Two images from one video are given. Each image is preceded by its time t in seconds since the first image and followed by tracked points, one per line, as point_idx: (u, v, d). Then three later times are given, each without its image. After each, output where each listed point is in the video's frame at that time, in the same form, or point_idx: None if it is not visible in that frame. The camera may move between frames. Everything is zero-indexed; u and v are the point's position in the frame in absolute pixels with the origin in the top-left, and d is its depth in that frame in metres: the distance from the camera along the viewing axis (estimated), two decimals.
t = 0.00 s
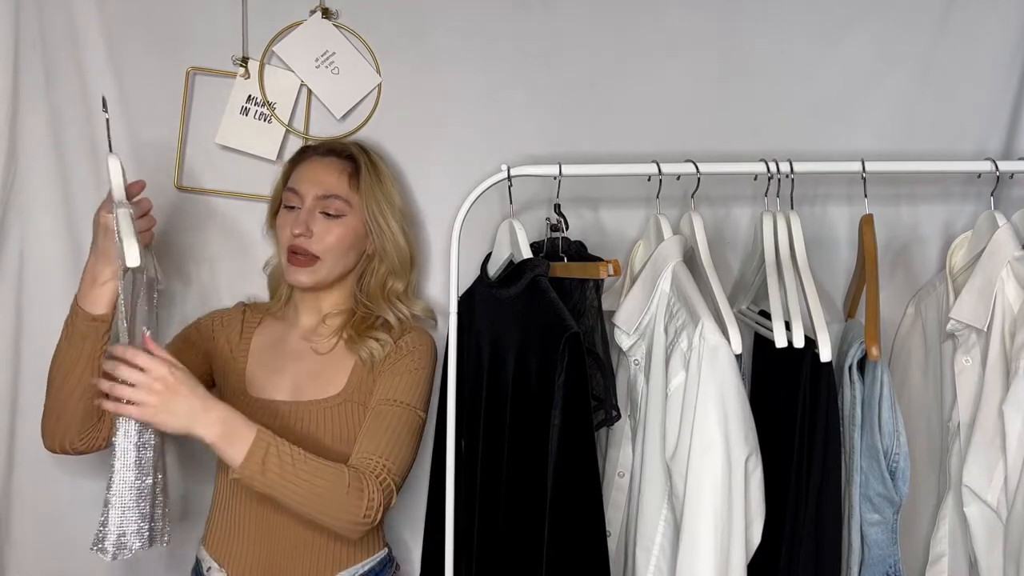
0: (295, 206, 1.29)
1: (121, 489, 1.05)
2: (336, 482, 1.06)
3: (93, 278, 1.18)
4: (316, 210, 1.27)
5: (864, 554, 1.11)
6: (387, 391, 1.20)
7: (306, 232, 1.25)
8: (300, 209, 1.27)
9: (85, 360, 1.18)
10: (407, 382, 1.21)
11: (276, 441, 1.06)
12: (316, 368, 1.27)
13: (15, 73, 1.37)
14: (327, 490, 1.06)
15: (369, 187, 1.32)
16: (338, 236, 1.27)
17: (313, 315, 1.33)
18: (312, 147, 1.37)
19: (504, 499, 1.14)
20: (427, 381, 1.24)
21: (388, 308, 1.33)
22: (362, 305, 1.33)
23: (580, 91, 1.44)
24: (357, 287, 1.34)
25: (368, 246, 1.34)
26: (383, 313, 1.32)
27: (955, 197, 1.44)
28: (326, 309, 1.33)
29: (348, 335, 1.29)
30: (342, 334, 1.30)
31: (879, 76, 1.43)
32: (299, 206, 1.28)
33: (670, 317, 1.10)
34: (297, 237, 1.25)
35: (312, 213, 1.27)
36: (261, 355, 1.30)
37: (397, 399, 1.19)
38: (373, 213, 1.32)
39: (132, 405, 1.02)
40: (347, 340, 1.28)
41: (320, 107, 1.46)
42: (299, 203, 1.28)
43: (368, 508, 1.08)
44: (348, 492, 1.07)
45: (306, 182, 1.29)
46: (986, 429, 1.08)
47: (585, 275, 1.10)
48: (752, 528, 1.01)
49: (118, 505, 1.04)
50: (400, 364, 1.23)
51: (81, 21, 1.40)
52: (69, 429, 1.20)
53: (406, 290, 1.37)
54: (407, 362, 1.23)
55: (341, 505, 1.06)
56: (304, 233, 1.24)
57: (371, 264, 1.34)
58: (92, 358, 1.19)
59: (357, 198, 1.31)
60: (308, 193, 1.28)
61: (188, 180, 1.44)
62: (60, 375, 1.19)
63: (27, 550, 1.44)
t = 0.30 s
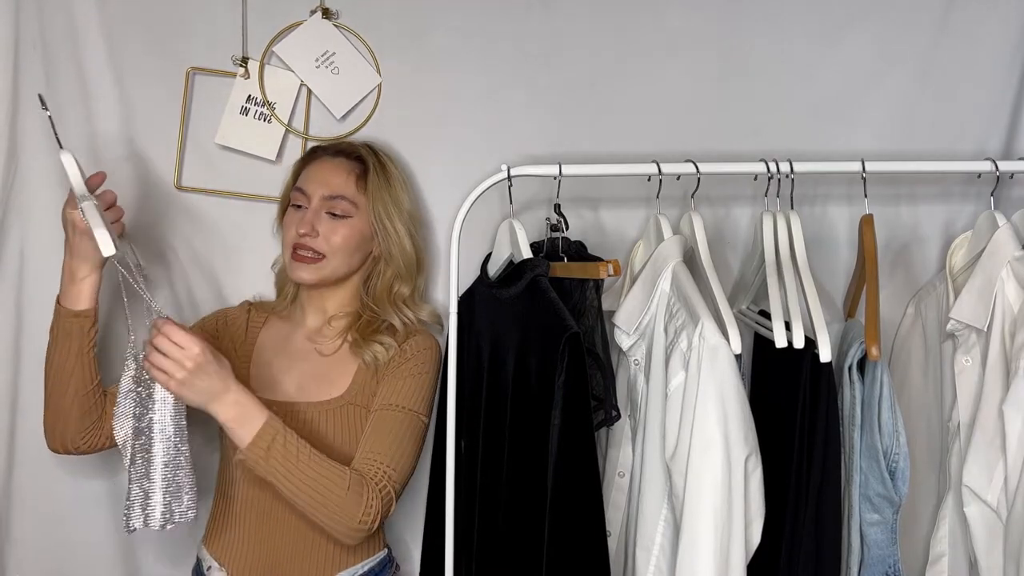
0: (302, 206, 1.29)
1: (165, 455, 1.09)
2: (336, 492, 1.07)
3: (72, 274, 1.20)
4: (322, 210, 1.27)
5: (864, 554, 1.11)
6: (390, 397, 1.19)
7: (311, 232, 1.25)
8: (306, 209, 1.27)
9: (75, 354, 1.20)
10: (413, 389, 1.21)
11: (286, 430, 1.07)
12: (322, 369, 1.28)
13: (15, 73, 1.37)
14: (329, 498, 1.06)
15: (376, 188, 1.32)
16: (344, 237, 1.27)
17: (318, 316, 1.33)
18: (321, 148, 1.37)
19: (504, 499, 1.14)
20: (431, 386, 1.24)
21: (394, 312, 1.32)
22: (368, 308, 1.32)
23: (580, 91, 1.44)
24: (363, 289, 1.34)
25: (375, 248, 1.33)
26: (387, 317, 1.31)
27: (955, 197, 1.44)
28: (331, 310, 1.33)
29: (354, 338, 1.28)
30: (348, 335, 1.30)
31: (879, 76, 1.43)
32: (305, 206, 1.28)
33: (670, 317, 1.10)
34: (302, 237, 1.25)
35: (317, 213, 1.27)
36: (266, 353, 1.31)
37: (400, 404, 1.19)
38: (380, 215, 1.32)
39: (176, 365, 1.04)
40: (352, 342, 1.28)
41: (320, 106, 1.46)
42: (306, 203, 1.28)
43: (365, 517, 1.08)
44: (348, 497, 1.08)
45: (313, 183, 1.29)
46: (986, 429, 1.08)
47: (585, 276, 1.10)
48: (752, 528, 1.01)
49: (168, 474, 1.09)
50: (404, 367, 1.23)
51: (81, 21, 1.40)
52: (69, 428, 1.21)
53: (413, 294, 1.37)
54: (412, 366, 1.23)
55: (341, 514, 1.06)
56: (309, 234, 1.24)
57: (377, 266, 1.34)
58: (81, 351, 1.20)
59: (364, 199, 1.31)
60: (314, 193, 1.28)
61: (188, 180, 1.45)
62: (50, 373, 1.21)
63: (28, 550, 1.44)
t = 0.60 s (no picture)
0: (302, 207, 1.29)
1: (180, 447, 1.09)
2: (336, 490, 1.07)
3: (81, 270, 1.20)
4: (322, 211, 1.27)
5: (864, 554, 1.11)
6: (391, 396, 1.19)
7: (312, 233, 1.25)
8: (307, 210, 1.28)
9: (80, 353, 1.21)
10: (414, 390, 1.21)
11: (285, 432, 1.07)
12: (323, 369, 1.28)
13: (15, 73, 1.37)
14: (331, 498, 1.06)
15: (376, 189, 1.32)
16: (344, 238, 1.27)
17: (319, 316, 1.33)
18: (322, 148, 1.37)
19: (504, 498, 1.14)
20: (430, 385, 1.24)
21: (394, 312, 1.32)
22: (368, 308, 1.32)
23: (580, 91, 1.44)
24: (364, 289, 1.34)
25: (376, 248, 1.33)
26: (387, 316, 1.31)
27: (955, 197, 1.44)
28: (331, 309, 1.33)
29: (354, 338, 1.29)
30: (348, 334, 1.30)
31: (879, 76, 1.43)
32: (306, 207, 1.28)
33: (670, 317, 1.10)
34: (303, 238, 1.25)
35: (318, 214, 1.27)
36: (267, 353, 1.31)
37: (400, 406, 1.19)
38: (380, 214, 1.32)
39: (171, 372, 1.03)
40: (352, 342, 1.28)
41: (320, 106, 1.46)
42: (306, 204, 1.28)
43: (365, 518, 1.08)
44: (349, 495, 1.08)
45: (314, 183, 1.29)
46: (986, 429, 1.08)
47: (585, 276, 1.10)
48: (752, 528, 1.01)
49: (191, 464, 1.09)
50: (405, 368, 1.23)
51: (80, 20, 1.40)
52: (70, 427, 1.21)
53: (413, 295, 1.37)
54: (411, 367, 1.23)
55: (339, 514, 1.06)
56: (310, 234, 1.25)
57: (377, 266, 1.35)
58: (88, 346, 1.21)
59: (364, 199, 1.31)
60: (314, 194, 1.28)
61: (188, 180, 1.45)
62: (55, 375, 1.21)
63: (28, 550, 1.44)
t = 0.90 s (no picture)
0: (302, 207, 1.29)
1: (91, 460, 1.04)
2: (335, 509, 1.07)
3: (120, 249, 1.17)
4: (323, 208, 1.27)
5: (864, 554, 1.11)
6: (398, 408, 1.19)
7: (313, 230, 1.25)
8: (307, 208, 1.27)
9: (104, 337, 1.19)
10: (416, 398, 1.20)
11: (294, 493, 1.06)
12: (323, 368, 1.27)
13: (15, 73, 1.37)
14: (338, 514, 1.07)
15: (375, 186, 1.33)
16: (345, 235, 1.27)
17: (319, 316, 1.33)
18: (321, 148, 1.36)
19: (504, 499, 1.14)
20: (433, 392, 1.23)
21: (395, 309, 1.32)
22: (368, 304, 1.32)
23: (580, 91, 1.44)
24: (364, 285, 1.34)
25: (375, 245, 1.34)
26: (388, 313, 1.31)
27: (955, 197, 1.44)
28: (331, 308, 1.33)
29: (355, 337, 1.28)
30: (349, 335, 1.30)
31: (879, 76, 1.43)
32: (306, 206, 1.28)
33: (670, 317, 1.10)
34: (304, 235, 1.25)
35: (319, 211, 1.27)
36: (266, 351, 1.31)
37: (407, 417, 1.18)
38: (380, 212, 1.32)
39: (134, 468, 1.00)
40: (354, 342, 1.28)
41: (320, 106, 1.46)
42: (306, 203, 1.28)
43: (368, 532, 1.07)
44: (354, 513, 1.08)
45: (314, 180, 1.29)
46: (986, 429, 1.08)
47: (585, 275, 1.10)
48: (752, 528, 1.01)
49: (92, 481, 1.04)
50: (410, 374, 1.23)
51: (81, 21, 1.40)
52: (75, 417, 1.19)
53: (413, 290, 1.37)
54: (412, 373, 1.22)
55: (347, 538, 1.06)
56: (311, 231, 1.25)
57: (378, 262, 1.35)
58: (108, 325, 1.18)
59: (364, 195, 1.32)
60: (315, 192, 1.28)
61: (189, 180, 1.45)
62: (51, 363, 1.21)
63: (28, 549, 1.44)
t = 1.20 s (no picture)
0: (299, 207, 1.29)
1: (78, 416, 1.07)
2: (324, 508, 1.07)
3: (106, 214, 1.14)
4: (322, 209, 1.27)
5: (864, 554, 1.11)
6: (396, 407, 1.19)
7: (316, 233, 1.25)
8: (307, 211, 1.27)
9: (98, 304, 1.15)
10: (418, 397, 1.21)
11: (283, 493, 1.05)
12: (326, 368, 1.27)
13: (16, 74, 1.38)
14: (326, 513, 1.06)
15: (372, 184, 1.32)
16: (346, 235, 1.27)
17: (322, 315, 1.33)
18: (313, 148, 1.36)
19: (504, 498, 1.14)
20: (433, 393, 1.24)
21: (403, 300, 1.35)
22: (375, 299, 1.34)
23: (580, 91, 1.44)
24: (370, 279, 1.35)
25: (376, 240, 1.34)
26: (398, 305, 1.33)
27: (955, 197, 1.44)
28: (334, 308, 1.33)
29: (361, 334, 1.29)
30: (354, 334, 1.30)
31: (878, 77, 1.43)
32: (304, 207, 1.28)
33: (671, 317, 1.10)
34: (307, 237, 1.25)
35: (318, 213, 1.27)
36: (270, 351, 1.31)
37: (408, 416, 1.18)
38: (378, 209, 1.32)
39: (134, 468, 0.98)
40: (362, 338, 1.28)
41: (320, 106, 1.45)
42: (304, 204, 1.28)
43: (359, 529, 1.07)
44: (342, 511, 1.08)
45: (309, 182, 1.28)
46: (986, 429, 1.08)
47: (586, 275, 1.10)
48: (752, 528, 1.01)
49: (86, 424, 1.06)
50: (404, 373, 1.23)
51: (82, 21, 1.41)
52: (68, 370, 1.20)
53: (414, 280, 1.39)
54: (415, 370, 1.23)
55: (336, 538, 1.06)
56: (315, 234, 1.24)
57: (380, 257, 1.36)
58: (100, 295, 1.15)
59: (361, 193, 1.31)
60: (313, 194, 1.27)
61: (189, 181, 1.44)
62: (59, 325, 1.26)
63: (29, 548, 1.45)
